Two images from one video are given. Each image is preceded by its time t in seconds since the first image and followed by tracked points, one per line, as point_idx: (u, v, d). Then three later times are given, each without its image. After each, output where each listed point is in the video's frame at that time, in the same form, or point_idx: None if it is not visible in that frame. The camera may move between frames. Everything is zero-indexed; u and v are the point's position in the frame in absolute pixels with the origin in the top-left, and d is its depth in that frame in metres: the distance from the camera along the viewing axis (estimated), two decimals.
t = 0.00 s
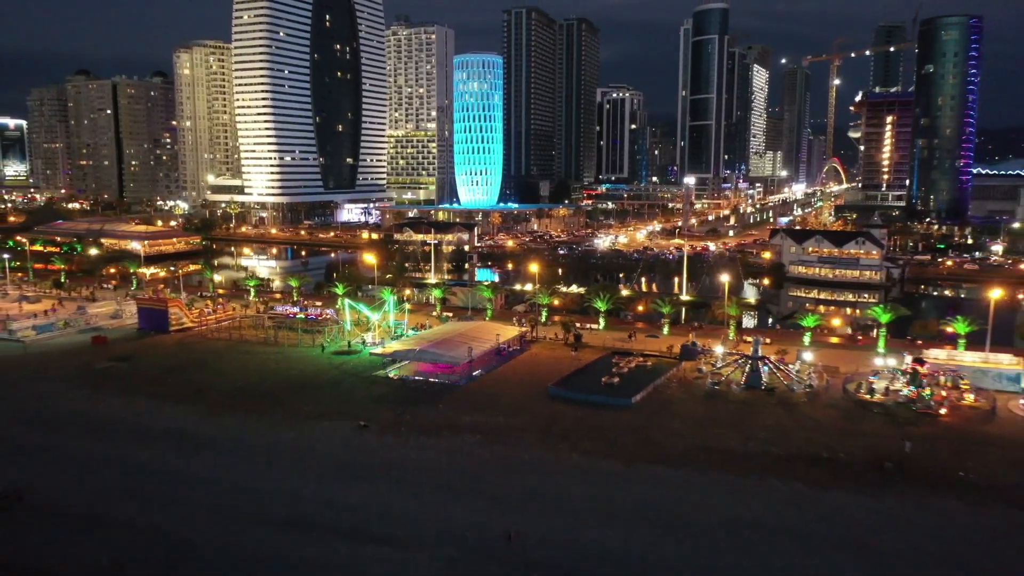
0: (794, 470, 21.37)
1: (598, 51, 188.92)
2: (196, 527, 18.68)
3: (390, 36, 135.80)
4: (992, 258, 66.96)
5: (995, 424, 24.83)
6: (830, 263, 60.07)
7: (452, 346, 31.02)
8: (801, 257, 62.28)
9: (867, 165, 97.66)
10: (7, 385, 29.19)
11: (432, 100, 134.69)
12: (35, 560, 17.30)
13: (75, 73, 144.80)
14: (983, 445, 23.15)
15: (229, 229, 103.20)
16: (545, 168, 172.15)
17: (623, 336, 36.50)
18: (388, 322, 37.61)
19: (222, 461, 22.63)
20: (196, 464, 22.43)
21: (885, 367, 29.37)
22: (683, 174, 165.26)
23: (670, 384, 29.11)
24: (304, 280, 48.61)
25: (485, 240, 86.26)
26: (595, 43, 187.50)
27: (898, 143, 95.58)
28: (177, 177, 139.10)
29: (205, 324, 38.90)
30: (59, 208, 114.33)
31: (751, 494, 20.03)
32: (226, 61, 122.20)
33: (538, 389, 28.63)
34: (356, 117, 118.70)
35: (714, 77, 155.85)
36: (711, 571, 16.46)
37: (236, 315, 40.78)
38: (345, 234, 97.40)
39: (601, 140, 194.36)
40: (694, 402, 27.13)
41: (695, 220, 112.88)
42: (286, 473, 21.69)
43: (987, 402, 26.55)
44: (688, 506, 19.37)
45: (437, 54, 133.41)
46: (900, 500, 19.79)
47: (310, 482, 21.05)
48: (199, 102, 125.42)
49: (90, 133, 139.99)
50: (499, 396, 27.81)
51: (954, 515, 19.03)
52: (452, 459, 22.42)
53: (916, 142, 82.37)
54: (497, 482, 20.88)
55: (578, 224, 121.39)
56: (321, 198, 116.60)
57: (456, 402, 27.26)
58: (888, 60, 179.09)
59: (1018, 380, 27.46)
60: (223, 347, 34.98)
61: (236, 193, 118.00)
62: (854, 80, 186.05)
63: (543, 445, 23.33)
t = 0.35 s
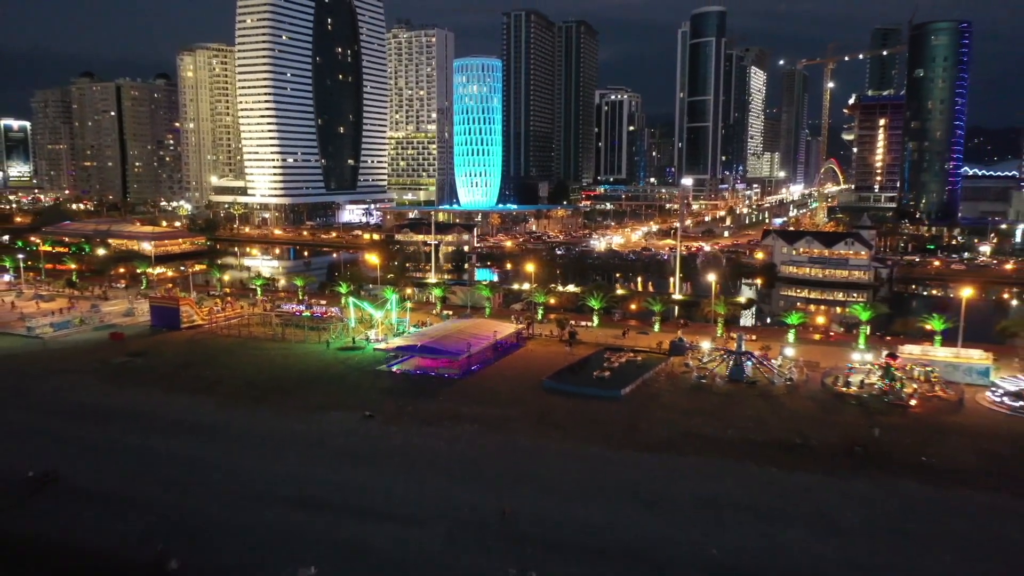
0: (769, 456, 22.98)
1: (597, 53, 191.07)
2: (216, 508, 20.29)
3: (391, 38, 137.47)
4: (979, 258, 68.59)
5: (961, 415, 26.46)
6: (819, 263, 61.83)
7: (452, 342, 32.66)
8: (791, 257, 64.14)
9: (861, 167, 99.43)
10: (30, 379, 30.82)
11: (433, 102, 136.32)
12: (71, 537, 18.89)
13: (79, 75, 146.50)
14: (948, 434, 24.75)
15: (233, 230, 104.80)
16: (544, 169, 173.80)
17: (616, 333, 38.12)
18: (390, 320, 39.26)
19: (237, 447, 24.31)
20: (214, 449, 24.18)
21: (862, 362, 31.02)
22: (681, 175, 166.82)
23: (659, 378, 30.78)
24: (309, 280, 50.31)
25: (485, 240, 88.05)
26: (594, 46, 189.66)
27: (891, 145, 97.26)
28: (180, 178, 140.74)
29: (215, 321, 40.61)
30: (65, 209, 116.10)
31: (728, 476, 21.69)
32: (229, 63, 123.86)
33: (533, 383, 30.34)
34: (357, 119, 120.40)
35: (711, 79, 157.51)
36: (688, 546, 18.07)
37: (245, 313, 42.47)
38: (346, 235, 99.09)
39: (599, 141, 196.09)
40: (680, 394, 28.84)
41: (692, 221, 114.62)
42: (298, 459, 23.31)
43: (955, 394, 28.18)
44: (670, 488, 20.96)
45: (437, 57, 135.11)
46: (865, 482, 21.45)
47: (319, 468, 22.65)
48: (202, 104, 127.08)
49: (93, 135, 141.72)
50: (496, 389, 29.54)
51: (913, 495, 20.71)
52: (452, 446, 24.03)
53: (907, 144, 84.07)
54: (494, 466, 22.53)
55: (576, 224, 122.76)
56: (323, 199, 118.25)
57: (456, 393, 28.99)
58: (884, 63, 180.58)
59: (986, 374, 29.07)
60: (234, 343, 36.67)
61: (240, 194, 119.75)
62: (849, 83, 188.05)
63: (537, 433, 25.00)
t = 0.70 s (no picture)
0: (746, 443, 24.78)
1: (595, 55, 193.54)
2: (236, 487, 22.10)
3: (392, 41, 139.37)
4: (966, 259, 70.47)
5: (929, 405, 28.27)
6: (808, 263, 63.75)
7: (451, 338, 34.49)
8: (782, 258, 66.02)
9: (853, 169, 101.33)
10: (54, 373, 32.64)
11: (433, 104, 138.17)
12: (106, 513, 20.71)
13: (84, 78, 148.48)
14: (915, 423, 26.57)
15: (236, 230, 106.60)
16: (543, 170, 175.71)
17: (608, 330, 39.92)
18: (393, 317, 41.05)
19: (252, 434, 26.11)
20: (230, 436, 25.96)
21: (839, 357, 32.83)
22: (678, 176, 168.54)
23: (647, 371, 32.61)
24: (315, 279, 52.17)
25: (484, 241, 90.10)
26: (592, 48, 192.09)
27: (883, 147, 99.27)
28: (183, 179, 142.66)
29: (225, 319, 42.43)
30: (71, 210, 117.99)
31: (707, 461, 23.47)
32: (232, 67, 125.80)
33: (528, 376, 32.17)
34: (359, 121, 122.22)
35: (708, 82, 159.06)
36: (667, 519, 19.88)
37: (253, 311, 44.27)
38: (348, 235, 101.03)
39: (597, 142, 196.73)
40: (666, 386, 30.67)
41: (688, 222, 116.67)
42: (309, 444, 25.13)
43: (925, 387, 29.98)
44: (653, 471, 22.77)
45: (437, 59, 136.98)
46: (833, 465, 23.25)
47: (329, 452, 24.44)
48: (205, 106, 128.98)
49: (98, 136, 143.70)
50: (493, 381, 31.36)
51: (876, 476, 22.49)
52: (452, 433, 25.82)
53: (898, 147, 86.06)
54: (491, 451, 24.31)
55: (574, 225, 124.48)
56: (325, 200, 120.04)
57: (455, 386, 30.78)
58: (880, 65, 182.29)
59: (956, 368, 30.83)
60: (244, 339, 38.51)
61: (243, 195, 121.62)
62: (846, 85, 190.14)
63: (531, 422, 26.79)
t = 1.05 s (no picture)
0: (728, 432, 26.41)
1: (594, 58, 195.82)
2: (250, 472, 23.73)
3: (392, 44, 141.06)
4: (954, 259, 72.17)
5: (902, 397, 29.88)
6: (799, 264, 65.50)
7: (450, 335, 36.15)
8: (774, 257, 67.43)
9: (847, 171, 103.10)
10: (72, 368, 34.25)
11: (433, 106, 139.73)
12: (130, 496, 22.32)
13: (88, 80, 150.11)
14: (887, 413, 28.21)
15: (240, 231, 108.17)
16: (542, 171, 177.35)
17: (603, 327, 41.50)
18: (395, 315, 42.67)
19: (264, 423, 27.78)
20: (244, 425, 27.63)
21: (821, 352, 34.49)
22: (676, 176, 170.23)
23: (637, 365, 34.28)
24: (319, 278, 53.80)
25: (485, 241, 92.28)
26: (591, 51, 194.38)
27: (877, 149, 101.07)
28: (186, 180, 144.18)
29: (233, 317, 44.05)
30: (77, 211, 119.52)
31: (690, 448, 25.14)
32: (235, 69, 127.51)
33: (524, 370, 33.85)
34: (359, 123, 123.84)
35: (706, 83, 160.81)
36: (650, 500, 21.49)
37: (260, 309, 45.87)
38: (351, 235, 102.70)
39: (596, 144, 197.16)
40: (656, 380, 32.30)
41: (685, 223, 118.42)
42: (317, 433, 26.75)
43: (900, 381, 31.61)
44: (640, 457, 24.44)
45: (437, 62, 138.61)
46: (807, 451, 24.94)
47: (336, 440, 26.05)
48: (208, 107, 130.56)
49: (102, 138, 145.34)
50: (490, 375, 33.00)
51: (847, 462, 24.12)
52: (452, 423, 27.46)
53: (890, 148, 87.85)
54: (489, 439, 25.96)
55: (572, 226, 126.00)
56: (327, 201, 121.57)
57: (455, 380, 32.45)
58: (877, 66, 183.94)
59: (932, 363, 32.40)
60: (253, 336, 40.19)
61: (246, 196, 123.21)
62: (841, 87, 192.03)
63: (526, 413, 28.47)
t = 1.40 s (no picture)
0: (709, 421, 28.22)
1: (593, 60, 197.99)
2: (263, 457, 25.54)
3: (393, 47, 142.99)
4: (942, 259, 74.11)
5: (876, 390, 31.71)
6: (789, 263, 67.06)
7: (450, 331, 37.99)
8: (765, 257, 69.13)
9: (840, 172, 105.13)
10: (90, 362, 36.02)
11: (433, 108, 141.55)
12: (153, 479, 24.14)
13: (92, 81, 152.00)
14: (860, 404, 30.02)
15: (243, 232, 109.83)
16: (541, 172, 179.30)
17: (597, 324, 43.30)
18: (398, 313, 44.49)
19: (275, 413, 29.63)
20: (256, 414, 29.48)
21: (802, 348, 36.33)
22: (673, 177, 172.22)
23: (627, 360, 36.15)
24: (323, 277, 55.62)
25: (484, 242, 94.13)
26: (590, 53, 196.51)
27: (869, 151, 102.98)
28: (189, 181, 146.01)
29: (241, 315, 45.85)
30: (82, 212, 121.28)
31: (673, 435, 27.00)
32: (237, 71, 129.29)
33: (520, 365, 35.71)
34: (360, 125, 125.55)
35: (703, 86, 162.60)
36: (634, 482, 23.33)
37: (267, 307, 47.71)
38: (353, 236, 104.39)
39: (594, 146, 199.00)
40: (644, 373, 34.18)
41: (681, 224, 120.40)
42: (324, 422, 28.56)
43: (875, 374, 33.44)
44: (626, 443, 26.30)
45: (437, 64, 140.56)
46: (782, 438, 26.78)
47: (342, 429, 27.84)
48: (211, 109, 132.35)
49: (106, 139, 147.15)
50: (488, 369, 34.88)
51: (818, 447, 25.99)
52: (451, 413, 29.26)
53: (881, 151, 89.91)
54: (486, 427, 27.83)
55: (570, 226, 127.81)
56: (328, 202, 123.31)
57: (454, 374, 34.31)
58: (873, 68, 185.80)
59: (906, 358, 34.21)
60: (262, 332, 42.05)
61: (249, 197, 124.94)
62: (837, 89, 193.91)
63: (521, 403, 30.36)
